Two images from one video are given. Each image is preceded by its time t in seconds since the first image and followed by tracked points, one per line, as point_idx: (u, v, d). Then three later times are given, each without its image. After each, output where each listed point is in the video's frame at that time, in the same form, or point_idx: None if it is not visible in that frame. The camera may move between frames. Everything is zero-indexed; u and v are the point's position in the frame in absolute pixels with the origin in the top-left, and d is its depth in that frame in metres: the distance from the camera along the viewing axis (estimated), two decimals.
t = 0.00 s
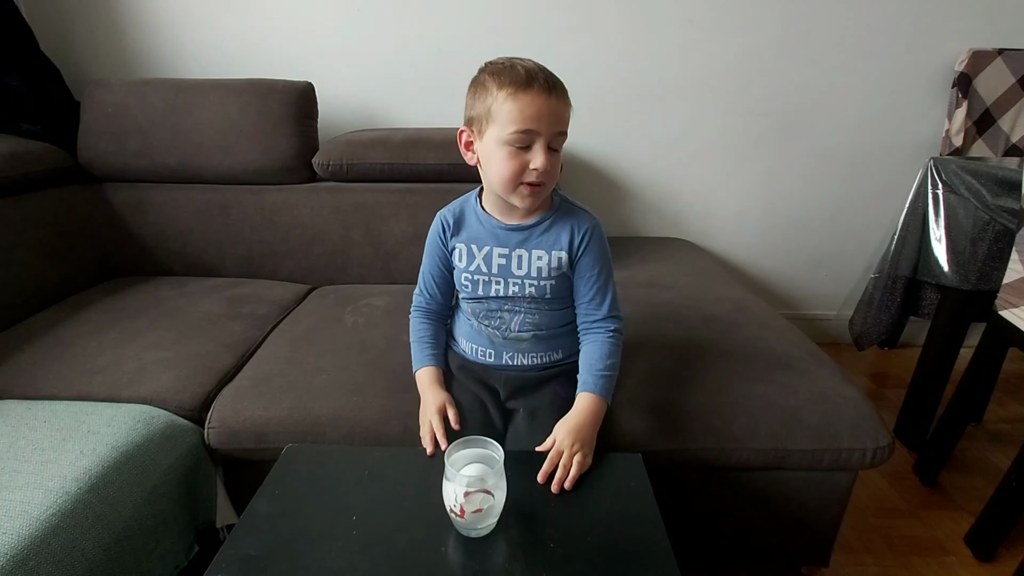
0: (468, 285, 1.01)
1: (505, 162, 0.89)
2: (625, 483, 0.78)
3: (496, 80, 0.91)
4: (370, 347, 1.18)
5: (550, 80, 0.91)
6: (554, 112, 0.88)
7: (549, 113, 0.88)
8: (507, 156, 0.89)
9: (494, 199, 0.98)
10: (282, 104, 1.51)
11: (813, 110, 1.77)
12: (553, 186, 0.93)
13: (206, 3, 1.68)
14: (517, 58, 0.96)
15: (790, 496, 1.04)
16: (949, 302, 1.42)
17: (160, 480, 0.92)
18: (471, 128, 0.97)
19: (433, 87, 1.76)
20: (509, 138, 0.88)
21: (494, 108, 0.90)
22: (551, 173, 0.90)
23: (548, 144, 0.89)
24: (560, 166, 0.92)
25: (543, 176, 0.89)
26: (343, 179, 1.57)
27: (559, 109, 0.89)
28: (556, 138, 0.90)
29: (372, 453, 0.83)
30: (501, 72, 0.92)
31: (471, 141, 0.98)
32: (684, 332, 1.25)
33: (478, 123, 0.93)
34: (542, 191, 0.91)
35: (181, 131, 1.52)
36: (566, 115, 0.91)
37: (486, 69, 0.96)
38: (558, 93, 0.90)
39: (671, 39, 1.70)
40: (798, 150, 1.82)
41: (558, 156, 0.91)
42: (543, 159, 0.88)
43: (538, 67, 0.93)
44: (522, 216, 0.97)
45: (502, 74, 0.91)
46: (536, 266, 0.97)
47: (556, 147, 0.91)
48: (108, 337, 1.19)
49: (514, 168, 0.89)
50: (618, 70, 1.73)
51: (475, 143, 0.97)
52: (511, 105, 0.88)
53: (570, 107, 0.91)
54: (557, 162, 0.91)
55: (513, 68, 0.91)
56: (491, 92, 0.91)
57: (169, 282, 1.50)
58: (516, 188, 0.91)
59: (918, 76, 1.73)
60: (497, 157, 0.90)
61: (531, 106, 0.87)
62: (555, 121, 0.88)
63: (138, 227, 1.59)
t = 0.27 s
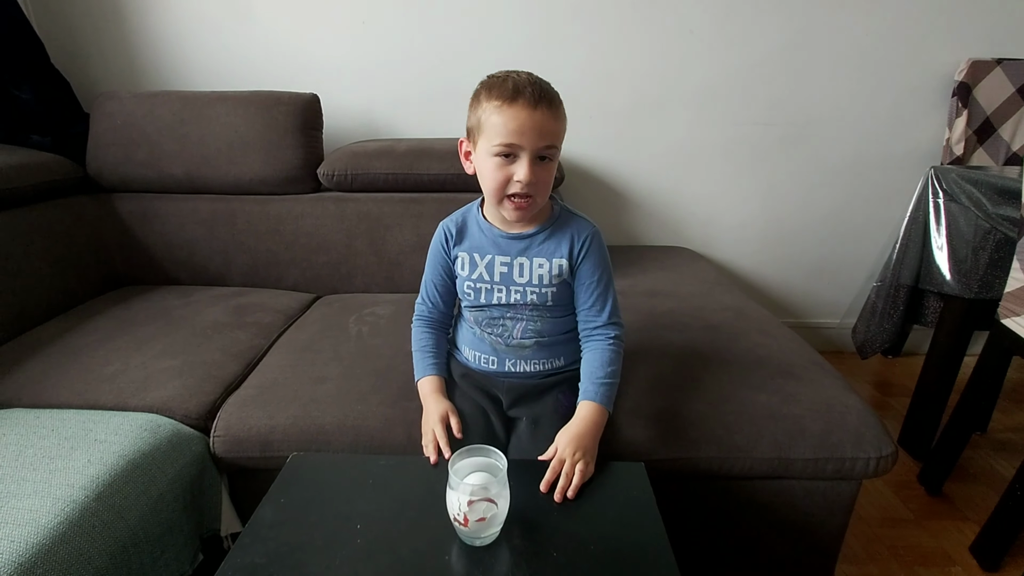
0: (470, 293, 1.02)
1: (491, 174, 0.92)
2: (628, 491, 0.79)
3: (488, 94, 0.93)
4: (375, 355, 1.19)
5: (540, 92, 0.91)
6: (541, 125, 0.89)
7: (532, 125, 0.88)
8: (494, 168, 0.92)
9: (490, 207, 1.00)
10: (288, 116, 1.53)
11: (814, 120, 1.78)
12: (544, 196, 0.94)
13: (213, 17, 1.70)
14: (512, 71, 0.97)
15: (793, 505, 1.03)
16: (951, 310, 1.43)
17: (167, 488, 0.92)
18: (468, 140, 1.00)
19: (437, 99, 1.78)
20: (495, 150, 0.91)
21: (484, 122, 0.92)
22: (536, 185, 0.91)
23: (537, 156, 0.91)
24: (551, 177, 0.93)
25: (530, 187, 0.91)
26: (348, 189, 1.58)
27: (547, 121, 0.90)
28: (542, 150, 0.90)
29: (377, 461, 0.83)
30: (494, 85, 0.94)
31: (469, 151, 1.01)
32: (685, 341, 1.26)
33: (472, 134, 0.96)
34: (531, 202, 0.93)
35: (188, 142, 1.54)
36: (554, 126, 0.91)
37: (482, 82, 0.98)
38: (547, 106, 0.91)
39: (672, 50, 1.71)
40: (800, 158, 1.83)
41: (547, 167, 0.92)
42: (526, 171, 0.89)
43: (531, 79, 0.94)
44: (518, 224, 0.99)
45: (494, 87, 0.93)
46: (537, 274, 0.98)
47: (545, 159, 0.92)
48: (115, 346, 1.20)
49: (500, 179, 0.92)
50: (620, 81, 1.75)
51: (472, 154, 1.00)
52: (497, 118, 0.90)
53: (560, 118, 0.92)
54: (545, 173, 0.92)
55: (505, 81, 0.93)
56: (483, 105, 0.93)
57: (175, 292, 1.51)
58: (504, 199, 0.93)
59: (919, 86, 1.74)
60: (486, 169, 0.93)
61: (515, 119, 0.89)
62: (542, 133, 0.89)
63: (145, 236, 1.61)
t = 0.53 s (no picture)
0: (476, 300, 1.02)
1: (490, 179, 0.93)
2: (633, 500, 0.78)
3: (486, 101, 0.95)
4: (380, 362, 1.19)
5: (537, 97, 0.92)
6: (535, 128, 0.89)
7: (526, 128, 0.89)
8: (492, 173, 0.93)
9: (495, 214, 1.01)
10: (294, 123, 1.54)
11: (818, 126, 1.78)
12: (543, 200, 0.93)
13: (221, 25, 1.71)
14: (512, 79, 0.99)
15: (800, 514, 1.03)
16: (958, 318, 1.42)
17: (172, 495, 0.92)
18: (472, 148, 1.01)
19: (442, 106, 1.78)
20: (492, 155, 0.92)
21: (482, 128, 0.94)
22: (533, 187, 0.91)
23: (534, 159, 0.91)
24: (549, 180, 0.93)
25: (527, 190, 0.91)
26: (353, 195, 1.59)
27: (543, 124, 0.90)
28: (539, 153, 0.90)
29: (382, 468, 0.83)
30: (493, 92, 0.95)
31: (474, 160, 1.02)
32: (690, 347, 1.25)
33: (474, 142, 0.98)
34: (530, 205, 0.93)
35: (195, 150, 1.55)
36: (550, 128, 0.91)
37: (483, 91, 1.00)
38: (543, 109, 0.91)
39: (677, 57, 1.72)
40: (805, 164, 1.82)
41: (545, 170, 0.92)
42: (521, 174, 0.90)
43: (529, 85, 0.95)
44: (521, 230, 0.99)
45: (492, 94, 0.94)
46: (542, 280, 0.98)
47: (542, 161, 0.92)
48: (121, 353, 1.20)
49: (497, 184, 0.92)
50: (625, 88, 1.75)
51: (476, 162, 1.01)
52: (492, 123, 0.91)
53: (557, 121, 0.92)
54: (543, 176, 0.91)
55: (502, 88, 0.95)
56: (482, 112, 0.95)
57: (181, 298, 1.52)
58: (503, 203, 0.94)
59: (924, 93, 1.73)
60: (485, 174, 0.94)
61: (509, 123, 0.89)
62: (537, 136, 0.89)
63: (151, 243, 1.62)
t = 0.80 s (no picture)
0: (481, 303, 1.02)
1: (497, 180, 0.93)
2: (636, 504, 0.78)
3: (493, 103, 0.95)
4: (382, 365, 1.18)
5: (544, 97, 0.92)
6: (543, 128, 0.89)
7: (534, 130, 0.89)
8: (500, 174, 0.93)
9: (502, 216, 1.01)
10: (299, 126, 1.54)
11: (823, 131, 1.78)
12: (552, 200, 0.93)
13: (226, 29, 1.72)
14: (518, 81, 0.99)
15: (805, 521, 1.02)
16: (964, 324, 1.41)
17: (174, 497, 0.92)
18: (479, 151, 1.01)
19: (446, 110, 1.79)
20: (499, 156, 0.92)
21: (489, 130, 0.94)
22: (541, 188, 0.91)
23: (542, 160, 0.91)
24: (557, 180, 0.93)
25: (536, 191, 0.91)
26: (357, 199, 1.59)
27: (550, 125, 0.90)
28: (547, 154, 0.90)
29: (384, 472, 0.83)
30: (499, 94, 0.95)
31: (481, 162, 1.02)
32: (694, 353, 1.25)
33: (481, 144, 0.98)
34: (539, 206, 0.93)
35: (200, 153, 1.55)
36: (558, 129, 0.91)
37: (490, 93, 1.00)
38: (550, 110, 0.91)
39: (681, 61, 1.72)
40: (809, 170, 1.82)
41: (553, 171, 0.92)
42: (530, 175, 0.90)
43: (535, 87, 0.95)
44: (530, 231, 0.99)
45: (499, 97, 0.95)
46: (548, 284, 0.98)
47: (550, 162, 0.92)
48: (125, 354, 1.21)
49: (505, 185, 0.92)
50: (629, 93, 1.75)
51: (482, 165, 1.01)
52: (500, 125, 0.91)
53: (564, 122, 0.92)
54: (551, 176, 0.92)
55: (508, 90, 0.95)
56: (488, 114, 0.95)
57: (185, 300, 1.52)
58: (511, 205, 0.94)
59: (929, 98, 1.73)
60: (492, 175, 0.94)
61: (516, 125, 0.89)
62: (545, 137, 0.90)
63: (156, 245, 1.62)
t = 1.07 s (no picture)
0: (489, 301, 1.02)
1: (506, 184, 0.93)
2: (639, 506, 0.77)
3: (494, 108, 0.95)
4: (385, 366, 1.18)
5: (545, 98, 0.92)
6: (547, 129, 0.89)
7: (539, 130, 0.89)
8: (507, 178, 0.93)
9: (511, 219, 1.01)
10: (302, 127, 1.54)
11: (827, 133, 1.77)
12: (561, 199, 0.94)
13: (229, 30, 1.72)
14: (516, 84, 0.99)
15: (808, 524, 1.01)
16: (968, 327, 1.40)
17: (176, 497, 0.92)
18: (484, 156, 1.01)
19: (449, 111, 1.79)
20: (506, 161, 0.92)
21: (493, 135, 0.94)
22: (550, 188, 0.91)
23: (548, 160, 0.91)
24: (565, 179, 0.93)
25: (545, 192, 0.91)
26: (359, 199, 1.59)
27: (554, 124, 0.90)
28: (553, 153, 0.91)
29: (386, 473, 0.83)
30: (500, 98, 0.95)
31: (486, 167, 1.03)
32: (696, 354, 1.25)
33: (486, 149, 0.98)
34: (548, 206, 0.93)
35: (203, 152, 1.55)
36: (561, 128, 0.91)
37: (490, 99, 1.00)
38: (551, 109, 0.91)
39: (684, 63, 1.72)
40: (813, 171, 1.82)
41: (559, 170, 0.92)
42: (539, 176, 0.90)
43: (534, 88, 0.95)
44: (540, 232, 1.00)
45: (500, 101, 0.95)
46: (558, 284, 0.99)
47: (557, 161, 0.92)
48: (127, 353, 1.21)
49: (515, 189, 0.92)
50: (632, 94, 1.75)
51: (488, 169, 1.01)
52: (504, 129, 0.91)
53: (567, 120, 0.92)
54: (558, 176, 0.92)
55: (509, 93, 0.95)
56: (491, 119, 0.95)
57: (188, 300, 1.52)
58: (523, 207, 0.94)
59: (933, 101, 1.73)
60: (501, 180, 0.94)
61: (520, 127, 0.89)
62: (549, 137, 0.90)
63: (159, 244, 1.62)
